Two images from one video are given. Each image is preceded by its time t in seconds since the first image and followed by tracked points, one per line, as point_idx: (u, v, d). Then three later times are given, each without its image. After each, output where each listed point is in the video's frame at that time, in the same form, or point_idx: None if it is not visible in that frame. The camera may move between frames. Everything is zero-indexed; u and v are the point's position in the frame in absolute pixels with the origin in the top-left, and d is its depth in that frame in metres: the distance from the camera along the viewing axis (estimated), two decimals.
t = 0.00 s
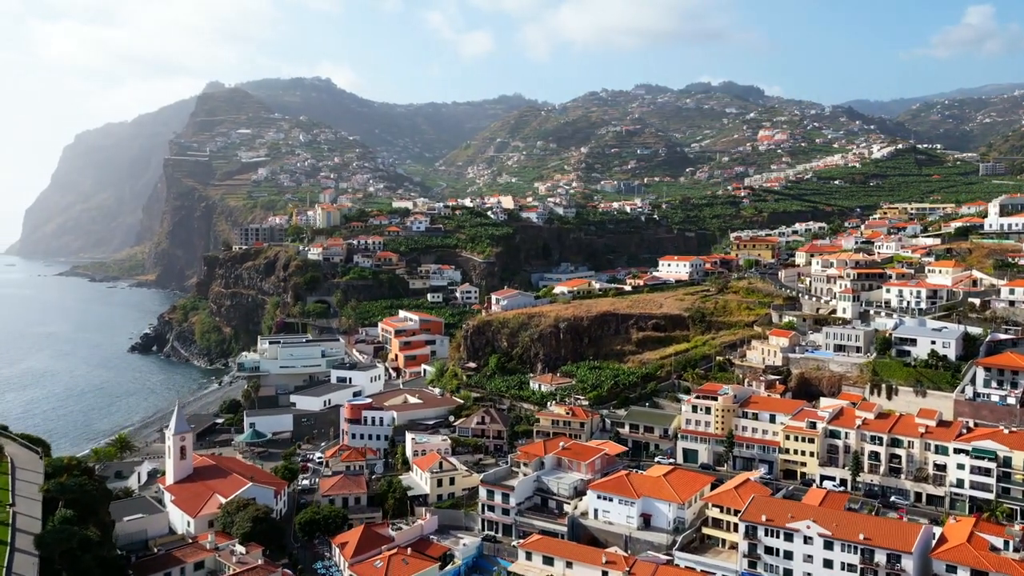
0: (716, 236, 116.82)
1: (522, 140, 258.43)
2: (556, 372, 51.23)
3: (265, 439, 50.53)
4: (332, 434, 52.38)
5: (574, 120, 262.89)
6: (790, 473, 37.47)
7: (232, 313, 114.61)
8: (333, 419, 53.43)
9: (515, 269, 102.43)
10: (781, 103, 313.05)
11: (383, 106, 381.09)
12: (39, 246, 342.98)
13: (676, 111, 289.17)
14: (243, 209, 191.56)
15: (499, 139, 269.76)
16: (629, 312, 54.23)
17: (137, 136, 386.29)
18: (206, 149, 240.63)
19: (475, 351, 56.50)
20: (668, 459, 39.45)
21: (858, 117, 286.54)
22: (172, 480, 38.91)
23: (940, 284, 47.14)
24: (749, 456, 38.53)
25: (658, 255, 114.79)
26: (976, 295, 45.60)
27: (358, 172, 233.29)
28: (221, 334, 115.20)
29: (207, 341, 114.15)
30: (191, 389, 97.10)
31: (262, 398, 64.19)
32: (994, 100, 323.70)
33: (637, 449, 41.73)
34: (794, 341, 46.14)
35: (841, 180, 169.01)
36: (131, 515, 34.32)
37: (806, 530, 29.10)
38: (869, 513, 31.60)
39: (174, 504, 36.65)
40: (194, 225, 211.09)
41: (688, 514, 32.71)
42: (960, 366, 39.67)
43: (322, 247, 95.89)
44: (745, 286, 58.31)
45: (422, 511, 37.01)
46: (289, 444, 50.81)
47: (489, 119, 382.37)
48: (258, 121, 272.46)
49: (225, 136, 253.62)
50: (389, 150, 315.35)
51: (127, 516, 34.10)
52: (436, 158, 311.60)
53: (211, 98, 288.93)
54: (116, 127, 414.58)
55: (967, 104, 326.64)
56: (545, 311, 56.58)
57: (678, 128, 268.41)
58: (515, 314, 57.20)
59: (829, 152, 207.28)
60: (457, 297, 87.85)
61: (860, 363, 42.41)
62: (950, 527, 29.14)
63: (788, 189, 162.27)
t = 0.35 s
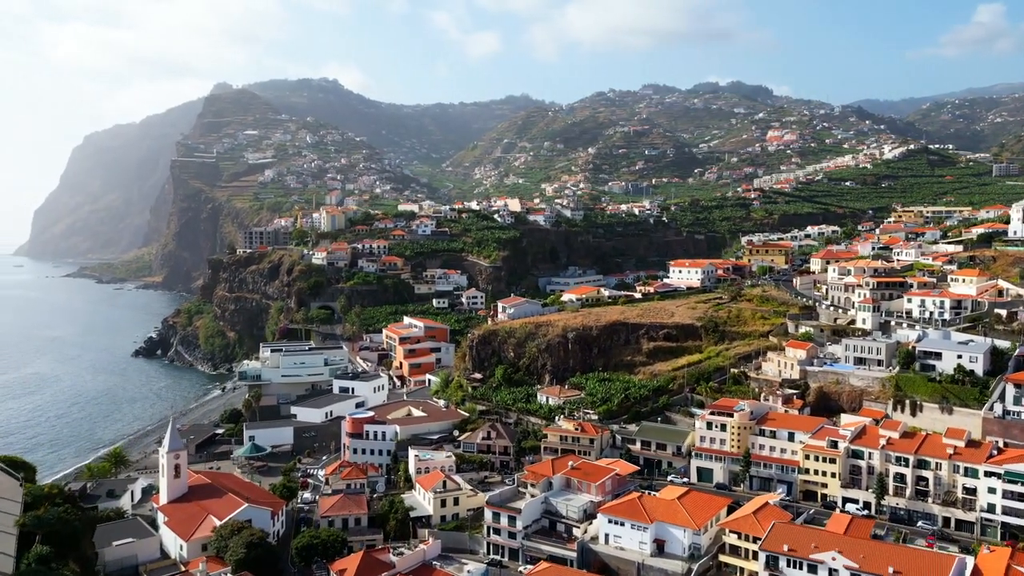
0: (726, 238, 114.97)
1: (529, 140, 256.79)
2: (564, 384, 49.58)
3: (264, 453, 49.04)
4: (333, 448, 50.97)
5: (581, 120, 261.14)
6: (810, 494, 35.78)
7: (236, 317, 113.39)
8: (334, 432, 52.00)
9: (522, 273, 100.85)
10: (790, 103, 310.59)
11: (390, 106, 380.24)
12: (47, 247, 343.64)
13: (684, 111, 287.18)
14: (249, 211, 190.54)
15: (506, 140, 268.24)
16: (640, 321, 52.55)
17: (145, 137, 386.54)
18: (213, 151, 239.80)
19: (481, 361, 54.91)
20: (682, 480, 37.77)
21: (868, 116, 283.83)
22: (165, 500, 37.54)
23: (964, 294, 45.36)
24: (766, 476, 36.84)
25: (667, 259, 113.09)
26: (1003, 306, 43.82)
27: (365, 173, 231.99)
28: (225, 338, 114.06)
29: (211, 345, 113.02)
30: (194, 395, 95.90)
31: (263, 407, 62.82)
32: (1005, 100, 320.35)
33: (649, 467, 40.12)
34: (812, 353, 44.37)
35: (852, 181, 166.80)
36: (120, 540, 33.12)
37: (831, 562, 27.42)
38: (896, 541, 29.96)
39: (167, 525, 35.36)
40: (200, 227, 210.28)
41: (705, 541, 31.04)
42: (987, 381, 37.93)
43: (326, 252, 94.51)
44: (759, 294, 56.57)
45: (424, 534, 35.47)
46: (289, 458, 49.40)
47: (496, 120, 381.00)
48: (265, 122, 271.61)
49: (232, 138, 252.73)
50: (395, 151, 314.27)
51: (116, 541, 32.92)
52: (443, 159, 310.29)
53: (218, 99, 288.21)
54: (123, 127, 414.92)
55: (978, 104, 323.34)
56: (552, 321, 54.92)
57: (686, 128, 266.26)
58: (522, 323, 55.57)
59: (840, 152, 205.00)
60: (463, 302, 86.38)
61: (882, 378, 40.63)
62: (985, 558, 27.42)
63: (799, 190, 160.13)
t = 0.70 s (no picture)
0: (741, 241, 112.83)
1: (541, 141, 255.04)
2: (577, 397, 47.98)
3: (268, 467, 47.92)
4: (339, 461, 49.65)
5: (593, 120, 259.22)
6: (837, 518, 34.00)
7: (245, 321, 112.42)
8: (340, 445, 50.91)
9: (533, 277, 99.25)
10: (804, 103, 307.26)
11: (401, 107, 379.44)
12: (61, 248, 345.14)
13: (696, 111, 284.59)
14: (259, 212, 189.70)
15: (517, 140, 266.62)
16: (655, 331, 50.88)
17: (158, 138, 387.35)
18: (224, 152, 239.47)
19: (490, 372, 53.39)
20: (701, 502, 36.08)
21: (883, 116, 280.29)
22: (163, 520, 36.10)
23: (994, 305, 43.47)
24: (790, 498, 35.14)
25: (680, 262, 111.27)
26: None
27: (375, 175, 230.85)
28: (234, 342, 113.18)
29: (220, 349, 112.15)
30: (201, 401, 95.00)
31: (269, 416, 61.48)
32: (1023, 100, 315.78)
33: (666, 486, 38.49)
34: (836, 367, 42.54)
35: (868, 182, 164.16)
36: (115, 566, 31.89)
37: None
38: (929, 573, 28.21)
39: (165, 548, 34.01)
40: (211, 229, 209.89)
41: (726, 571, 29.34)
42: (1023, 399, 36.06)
43: (334, 256, 93.36)
44: (778, 302, 54.73)
45: (431, 558, 33.96)
46: (294, 472, 48.06)
47: (507, 120, 379.38)
48: (277, 123, 271.20)
49: (244, 139, 252.34)
50: (407, 151, 313.28)
51: (111, 567, 31.72)
52: (454, 159, 309.13)
53: (229, 100, 288.00)
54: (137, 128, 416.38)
55: (995, 103, 318.70)
56: (564, 330, 53.30)
57: (699, 129, 263.71)
58: (533, 333, 53.98)
59: (855, 153, 202.12)
60: (473, 308, 84.93)
61: (911, 394, 38.77)
62: None
63: (814, 191, 157.63)
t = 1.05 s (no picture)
0: (758, 244, 110.72)
1: (554, 142, 253.30)
2: (592, 411, 46.28)
3: (273, 483, 46.67)
4: (347, 476, 48.40)
5: (607, 121, 257.24)
6: (868, 547, 32.15)
7: (256, 326, 111.56)
8: (348, 458, 49.04)
9: (547, 282, 97.64)
10: (820, 103, 303.70)
11: (415, 108, 378.83)
12: (79, 249, 347.23)
13: (712, 111, 281.89)
14: (273, 214, 189.11)
15: (530, 141, 264.98)
16: (673, 342, 49.12)
17: (173, 140, 388.53)
18: (238, 154, 239.28)
19: (503, 385, 51.82)
20: (723, 527, 34.33)
21: (901, 115, 276.48)
22: (163, 542, 34.51)
23: None
24: (818, 524, 33.28)
25: (697, 266, 109.37)
26: None
27: (389, 176, 229.84)
28: (246, 347, 112.39)
29: (232, 354, 111.43)
30: (212, 407, 94.03)
31: (277, 426, 60.20)
32: None
33: (685, 508, 36.73)
34: (863, 382, 40.60)
35: (888, 183, 161.28)
36: None
37: None
38: None
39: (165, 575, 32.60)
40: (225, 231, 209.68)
41: None
42: None
43: (345, 261, 92.17)
44: (802, 312, 52.79)
45: None
46: (300, 488, 46.79)
47: (521, 121, 377.70)
48: (290, 125, 270.90)
49: (258, 141, 252.12)
50: (420, 152, 312.42)
51: None
52: (467, 160, 308.04)
53: (243, 102, 287.85)
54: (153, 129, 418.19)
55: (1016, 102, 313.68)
56: (579, 340, 51.60)
57: (714, 129, 261.05)
58: (547, 343, 52.29)
59: (873, 153, 199.04)
60: (485, 314, 83.46)
61: (944, 413, 36.77)
62: None
63: (833, 192, 154.96)
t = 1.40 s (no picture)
0: (781, 247, 108.31)
1: (572, 142, 251.30)
2: (612, 427, 44.57)
3: (285, 499, 45.38)
4: (359, 492, 47.08)
5: (626, 121, 254.81)
6: None
7: (272, 330, 110.79)
8: (362, 472, 47.72)
9: (565, 286, 95.89)
10: (842, 102, 299.33)
11: (433, 109, 378.22)
12: (101, 250, 350.08)
13: (732, 111, 278.45)
14: (290, 216, 188.76)
15: (548, 142, 263.06)
16: (697, 354, 47.27)
17: (193, 142, 390.41)
18: (257, 156, 239.38)
19: (520, 398, 50.22)
20: (753, 555, 32.54)
21: (925, 114, 271.58)
22: (168, 564, 33.23)
23: None
24: (855, 553, 31.46)
25: (718, 269, 107.18)
26: None
27: (406, 178, 228.89)
28: (262, 351, 111.70)
29: (248, 359, 110.76)
30: (228, 412, 93.26)
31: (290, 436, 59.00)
32: None
33: (712, 533, 34.89)
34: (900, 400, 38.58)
35: (914, 184, 157.75)
36: None
37: None
38: None
39: None
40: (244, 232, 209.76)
41: None
42: None
43: (361, 266, 90.91)
44: (831, 323, 50.76)
45: None
46: (312, 504, 45.52)
47: (539, 122, 375.82)
48: (309, 126, 270.86)
49: (276, 143, 252.18)
50: (438, 154, 311.62)
51: None
52: (485, 161, 306.85)
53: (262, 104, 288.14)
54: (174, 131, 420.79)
55: None
56: (599, 352, 49.86)
57: (734, 129, 257.85)
58: (566, 355, 50.62)
59: (898, 153, 195.32)
60: (502, 320, 81.88)
61: (987, 434, 34.75)
62: None
63: (857, 194, 151.80)
